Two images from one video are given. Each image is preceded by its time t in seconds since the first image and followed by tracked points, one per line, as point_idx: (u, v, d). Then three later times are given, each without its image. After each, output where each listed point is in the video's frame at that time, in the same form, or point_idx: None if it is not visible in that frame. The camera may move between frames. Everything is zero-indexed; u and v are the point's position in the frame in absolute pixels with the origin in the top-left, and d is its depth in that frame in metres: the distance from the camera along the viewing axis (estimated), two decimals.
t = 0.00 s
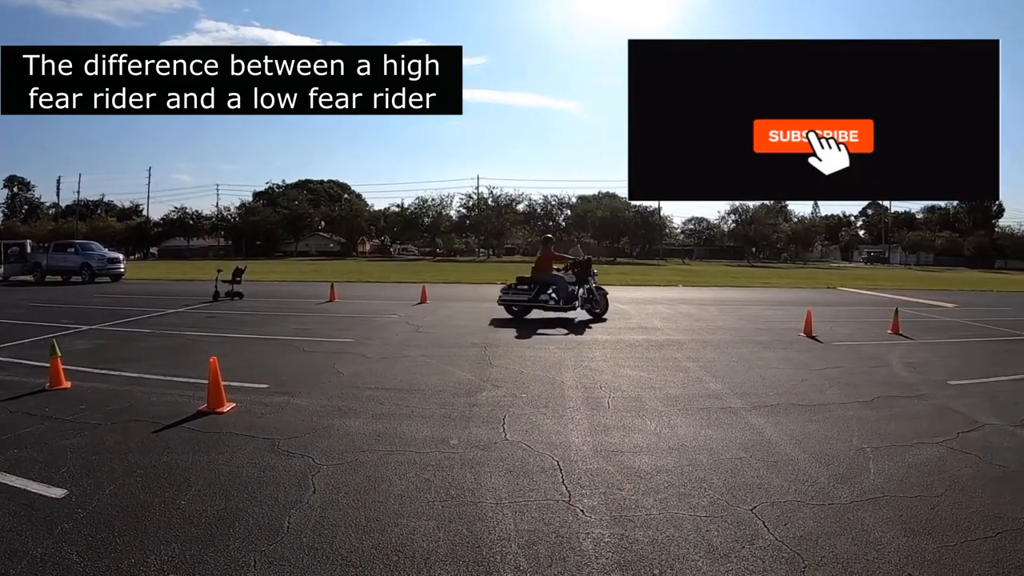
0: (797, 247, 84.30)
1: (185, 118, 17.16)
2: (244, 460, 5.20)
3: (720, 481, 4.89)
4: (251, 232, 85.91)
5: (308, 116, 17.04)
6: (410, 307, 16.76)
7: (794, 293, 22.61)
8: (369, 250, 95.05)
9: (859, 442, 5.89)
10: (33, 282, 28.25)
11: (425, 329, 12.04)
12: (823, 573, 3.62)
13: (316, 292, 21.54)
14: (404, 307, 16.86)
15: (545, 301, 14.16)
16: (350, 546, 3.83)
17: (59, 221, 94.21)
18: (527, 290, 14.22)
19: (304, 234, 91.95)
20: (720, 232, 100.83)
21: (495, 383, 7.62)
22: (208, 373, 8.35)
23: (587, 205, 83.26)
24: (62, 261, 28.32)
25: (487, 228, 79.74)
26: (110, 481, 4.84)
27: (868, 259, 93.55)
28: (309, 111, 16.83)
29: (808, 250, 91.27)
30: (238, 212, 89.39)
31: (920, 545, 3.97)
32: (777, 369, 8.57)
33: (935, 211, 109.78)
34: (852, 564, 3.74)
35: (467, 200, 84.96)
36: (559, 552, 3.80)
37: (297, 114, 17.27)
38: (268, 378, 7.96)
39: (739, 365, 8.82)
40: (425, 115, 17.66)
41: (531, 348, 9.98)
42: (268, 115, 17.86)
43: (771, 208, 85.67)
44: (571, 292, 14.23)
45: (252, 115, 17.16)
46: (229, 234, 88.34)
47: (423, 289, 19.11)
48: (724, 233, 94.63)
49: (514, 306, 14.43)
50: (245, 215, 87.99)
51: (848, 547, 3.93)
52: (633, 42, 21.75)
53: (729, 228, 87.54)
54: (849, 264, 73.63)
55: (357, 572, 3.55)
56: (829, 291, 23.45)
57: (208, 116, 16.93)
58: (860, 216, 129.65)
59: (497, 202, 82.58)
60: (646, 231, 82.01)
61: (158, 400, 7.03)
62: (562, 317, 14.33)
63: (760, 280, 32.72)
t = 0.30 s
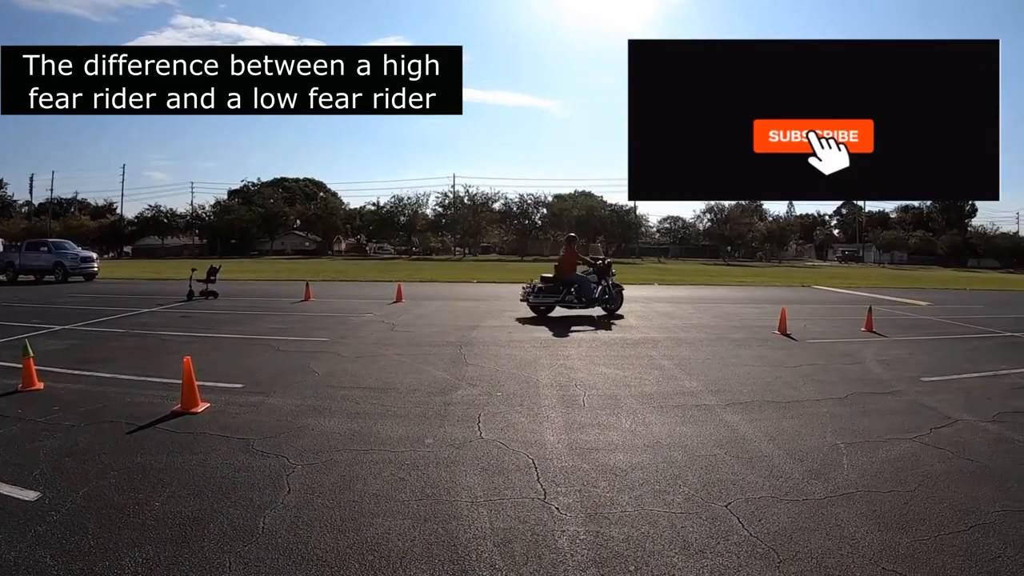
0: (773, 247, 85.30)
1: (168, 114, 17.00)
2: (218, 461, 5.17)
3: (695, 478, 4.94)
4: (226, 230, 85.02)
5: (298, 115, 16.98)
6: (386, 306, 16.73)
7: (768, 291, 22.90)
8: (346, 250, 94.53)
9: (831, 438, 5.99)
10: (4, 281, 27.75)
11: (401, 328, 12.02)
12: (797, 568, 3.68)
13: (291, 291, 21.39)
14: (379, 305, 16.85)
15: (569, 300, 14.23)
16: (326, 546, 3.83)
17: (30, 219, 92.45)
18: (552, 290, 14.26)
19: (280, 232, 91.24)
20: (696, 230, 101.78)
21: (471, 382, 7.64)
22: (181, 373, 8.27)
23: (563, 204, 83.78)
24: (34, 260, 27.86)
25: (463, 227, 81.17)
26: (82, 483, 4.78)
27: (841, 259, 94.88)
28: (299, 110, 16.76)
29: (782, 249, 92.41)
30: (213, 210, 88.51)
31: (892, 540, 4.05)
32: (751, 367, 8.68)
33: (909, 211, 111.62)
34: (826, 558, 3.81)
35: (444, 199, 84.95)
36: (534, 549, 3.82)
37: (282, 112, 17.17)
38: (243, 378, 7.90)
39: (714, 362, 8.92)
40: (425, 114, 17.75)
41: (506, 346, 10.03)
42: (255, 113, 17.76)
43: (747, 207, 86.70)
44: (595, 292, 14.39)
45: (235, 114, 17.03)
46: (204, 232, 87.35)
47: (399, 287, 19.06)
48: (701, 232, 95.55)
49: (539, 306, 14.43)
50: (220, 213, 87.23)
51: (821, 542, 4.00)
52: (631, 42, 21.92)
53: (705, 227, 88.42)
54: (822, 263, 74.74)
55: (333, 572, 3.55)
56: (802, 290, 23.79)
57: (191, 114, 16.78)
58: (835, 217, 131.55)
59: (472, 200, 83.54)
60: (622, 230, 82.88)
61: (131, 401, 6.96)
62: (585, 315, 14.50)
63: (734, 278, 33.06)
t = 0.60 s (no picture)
0: (761, 247, 85.78)
1: (164, 113, 16.90)
2: (207, 461, 5.15)
3: (684, 477, 4.97)
4: (213, 230, 84.58)
5: (297, 114, 16.89)
6: (374, 305, 16.71)
7: (756, 290, 23.04)
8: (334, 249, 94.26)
9: (819, 437, 6.04)
10: None
11: (389, 328, 12.00)
12: (786, 565, 3.71)
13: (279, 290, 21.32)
14: (366, 305, 16.82)
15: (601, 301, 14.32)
16: (316, 546, 3.83)
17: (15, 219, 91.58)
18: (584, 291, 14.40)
19: (269, 232, 90.88)
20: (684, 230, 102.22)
21: (460, 381, 7.64)
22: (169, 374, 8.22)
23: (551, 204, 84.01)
24: (21, 260, 27.64)
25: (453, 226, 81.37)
26: (70, 485, 4.74)
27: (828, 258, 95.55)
28: (296, 108, 16.65)
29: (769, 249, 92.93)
30: (201, 210, 87.84)
31: (881, 537, 4.09)
32: (740, 366, 8.73)
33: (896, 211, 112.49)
34: (815, 556, 3.84)
35: (433, 199, 84.95)
36: (524, 548, 3.83)
37: (279, 111, 17.07)
38: (231, 378, 7.87)
39: (702, 361, 8.96)
40: (425, 114, 17.69)
41: (494, 346, 10.03)
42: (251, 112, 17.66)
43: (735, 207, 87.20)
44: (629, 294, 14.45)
45: (230, 113, 16.94)
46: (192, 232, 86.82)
47: (388, 286, 19.00)
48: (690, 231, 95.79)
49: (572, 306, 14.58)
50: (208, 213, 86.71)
51: (810, 540, 4.03)
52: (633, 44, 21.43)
53: (693, 227, 88.85)
54: (809, 262, 75.17)
55: (323, 572, 3.55)
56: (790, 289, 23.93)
57: (187, 113, 16.67)
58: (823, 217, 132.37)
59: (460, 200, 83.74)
60: (611, 229, 83.21)
61: (118, 401, 6.92)
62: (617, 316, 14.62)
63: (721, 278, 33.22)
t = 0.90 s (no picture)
0: (750, 248, 86.19)
1: (164, 114, 16.83)
2: (196, 461, 5.15)
3: (672, 477, 5.00)
4: (202, 228, 84.07)
5: (297, 115, 16.83)
6: (364, 305, 16.68)
7: (745, 292, 23.16)
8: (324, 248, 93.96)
9: (807, 438, 6.08)
10: None
11: (379, 328, 12.00)
12: (774, 565, 3.75)
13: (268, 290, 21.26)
14: (356, 305, 16.81)
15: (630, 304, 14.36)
16: (304, 546, 3.84)
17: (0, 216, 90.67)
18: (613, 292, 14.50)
19: (258, 231, 90.49)
20: (673, 232, 102.60)
21: (449, 381, 7.66)
22: (158, 373, 8.19)
23: (541, 205, 84.19)
24: (9, 258, 27.43)
25: (443, 226, 81.52)
26: (59, 484, 4.72)
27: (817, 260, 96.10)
28: (296, 109, 16.62)
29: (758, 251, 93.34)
30: (191, 208, 87.34)
31: (867, 537, 4.13)
32: (728, 367, 8.78)
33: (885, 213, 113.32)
34: (802, 556, 3.88)
35: (423, 199, 84.88)
36: (512, 548, 3.85)
37: (278, 111, 17.01)
38: (221, 377, 7.86)
39: (691, 362, 9.01)
40: (425, 114, 17.67)
41: (483, 346, 10.05)
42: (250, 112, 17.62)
43: (724, 209, 87.58)
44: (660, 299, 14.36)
45: (229, 113, 16.88)
46: (181, 230, 86.28)
47: (377, 286, 18.97)
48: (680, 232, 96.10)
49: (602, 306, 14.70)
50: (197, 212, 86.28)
51: (797, 540, 4.07)
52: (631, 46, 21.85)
53: (683, 229, 89.18)
54: (797, 264, 75.69)
55: (313, 571, 3.56)
56: (779, 291, 24.07)
57: (187, 113, 16.61)
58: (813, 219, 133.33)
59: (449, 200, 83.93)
60: (601, 230, 83.48)
61: (107, 401, 6.89)
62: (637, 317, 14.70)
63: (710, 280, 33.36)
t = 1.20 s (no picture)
0: (736, 249, 86.70)
1: (164, 116, 16.75)
2: (181, 454, 5.14)
3: (655, 474, 5.05)
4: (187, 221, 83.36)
5: (298, 114, 16.77)
6: (350, 301, 16.65)
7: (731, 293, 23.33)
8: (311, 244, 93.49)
9: (789, 437, 6.16)
10: None
11: (366, 324, 11.99)
12: (756, 562, 3.79)
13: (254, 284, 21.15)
14: (342, 300, 16.77)
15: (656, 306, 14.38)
16: (289, 539, 3.84)
17: None
18: (640, 295, 14.59)
19: (245, 225, 89.89)
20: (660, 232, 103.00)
21: (435, 377, 7.68)
22: (142, 366, 8.15)
23: (529, 203, 84.21)
24: None
25: (430, 223, 81.52)
26: (43, 477, 4.70)
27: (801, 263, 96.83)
28: (296, 108, 16.56)
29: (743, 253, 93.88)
30: (177, 201, 86.60)
31: (847, 535, 4.19)
32: (712, 367, 8.85)
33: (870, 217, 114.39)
34: (783, 553, 3.93)
35: (411, 196, 84.72)
36: (496, 543, 3.88)
37: (279, 112, 16.95)
38: (206, 371, 7.83)
39: (675, 361, 9.08)
40: (425, 114, 17.65)
41: (469, 343, 10.07)
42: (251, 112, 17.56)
43: (711, 210, 88.04)
44: (688, 305, 14.25)
45: (230, 113, 16.80)
46: (166, 223, 85.53)
47: (364, 281, 18.92)
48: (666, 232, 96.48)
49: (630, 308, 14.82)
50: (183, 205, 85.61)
51: (778, 537, 4.13)
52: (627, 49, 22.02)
53: (670, 229, 89.57)
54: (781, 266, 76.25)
55: (298, 565, 3.57)
56: (764, 292, 24.28)
57: (187, 112, 16.51)
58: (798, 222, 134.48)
59: (436, 197, 83.95)
60: (588, 229, 83.74)
61: (92, 394, 6.86)
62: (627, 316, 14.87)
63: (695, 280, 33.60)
